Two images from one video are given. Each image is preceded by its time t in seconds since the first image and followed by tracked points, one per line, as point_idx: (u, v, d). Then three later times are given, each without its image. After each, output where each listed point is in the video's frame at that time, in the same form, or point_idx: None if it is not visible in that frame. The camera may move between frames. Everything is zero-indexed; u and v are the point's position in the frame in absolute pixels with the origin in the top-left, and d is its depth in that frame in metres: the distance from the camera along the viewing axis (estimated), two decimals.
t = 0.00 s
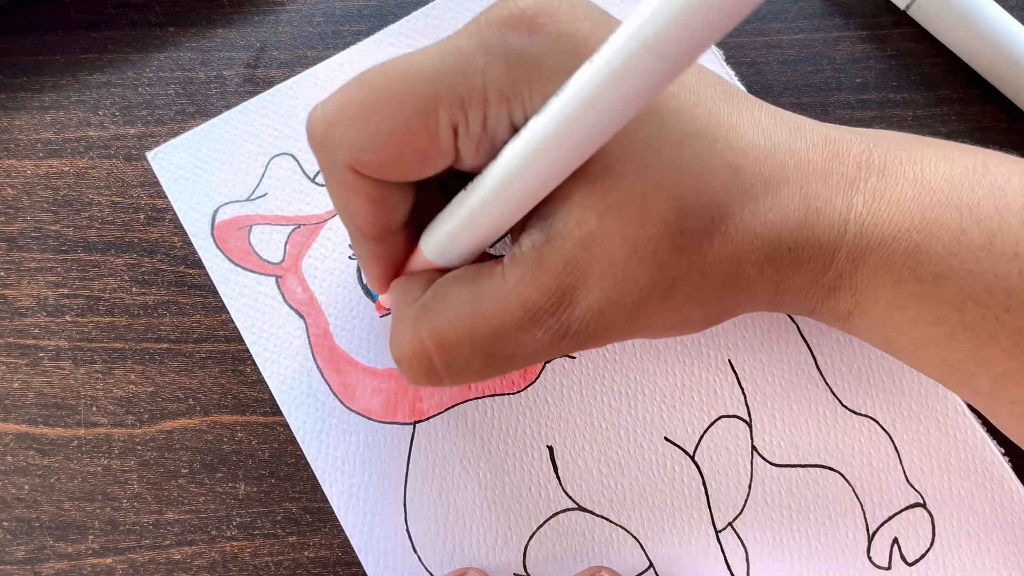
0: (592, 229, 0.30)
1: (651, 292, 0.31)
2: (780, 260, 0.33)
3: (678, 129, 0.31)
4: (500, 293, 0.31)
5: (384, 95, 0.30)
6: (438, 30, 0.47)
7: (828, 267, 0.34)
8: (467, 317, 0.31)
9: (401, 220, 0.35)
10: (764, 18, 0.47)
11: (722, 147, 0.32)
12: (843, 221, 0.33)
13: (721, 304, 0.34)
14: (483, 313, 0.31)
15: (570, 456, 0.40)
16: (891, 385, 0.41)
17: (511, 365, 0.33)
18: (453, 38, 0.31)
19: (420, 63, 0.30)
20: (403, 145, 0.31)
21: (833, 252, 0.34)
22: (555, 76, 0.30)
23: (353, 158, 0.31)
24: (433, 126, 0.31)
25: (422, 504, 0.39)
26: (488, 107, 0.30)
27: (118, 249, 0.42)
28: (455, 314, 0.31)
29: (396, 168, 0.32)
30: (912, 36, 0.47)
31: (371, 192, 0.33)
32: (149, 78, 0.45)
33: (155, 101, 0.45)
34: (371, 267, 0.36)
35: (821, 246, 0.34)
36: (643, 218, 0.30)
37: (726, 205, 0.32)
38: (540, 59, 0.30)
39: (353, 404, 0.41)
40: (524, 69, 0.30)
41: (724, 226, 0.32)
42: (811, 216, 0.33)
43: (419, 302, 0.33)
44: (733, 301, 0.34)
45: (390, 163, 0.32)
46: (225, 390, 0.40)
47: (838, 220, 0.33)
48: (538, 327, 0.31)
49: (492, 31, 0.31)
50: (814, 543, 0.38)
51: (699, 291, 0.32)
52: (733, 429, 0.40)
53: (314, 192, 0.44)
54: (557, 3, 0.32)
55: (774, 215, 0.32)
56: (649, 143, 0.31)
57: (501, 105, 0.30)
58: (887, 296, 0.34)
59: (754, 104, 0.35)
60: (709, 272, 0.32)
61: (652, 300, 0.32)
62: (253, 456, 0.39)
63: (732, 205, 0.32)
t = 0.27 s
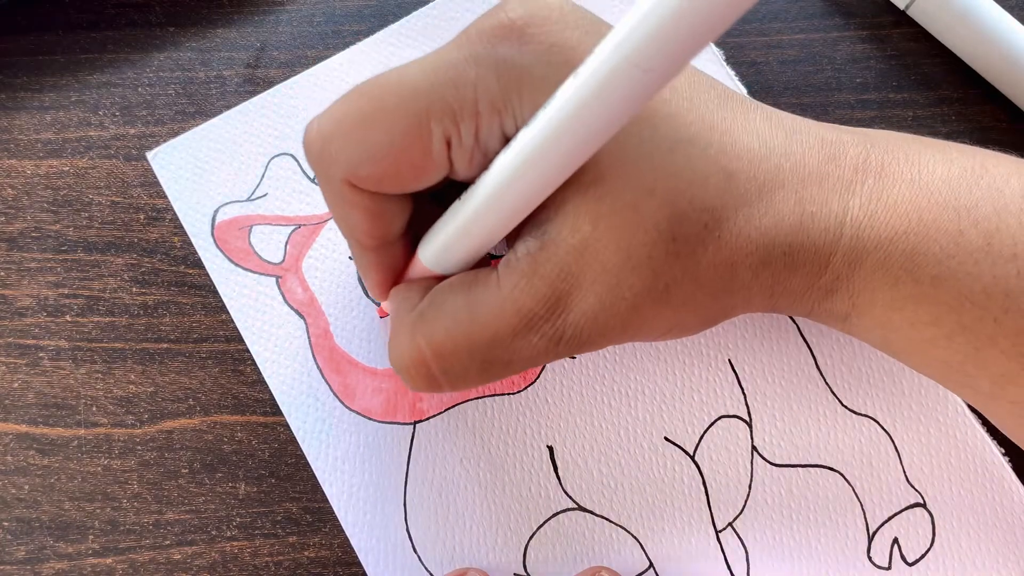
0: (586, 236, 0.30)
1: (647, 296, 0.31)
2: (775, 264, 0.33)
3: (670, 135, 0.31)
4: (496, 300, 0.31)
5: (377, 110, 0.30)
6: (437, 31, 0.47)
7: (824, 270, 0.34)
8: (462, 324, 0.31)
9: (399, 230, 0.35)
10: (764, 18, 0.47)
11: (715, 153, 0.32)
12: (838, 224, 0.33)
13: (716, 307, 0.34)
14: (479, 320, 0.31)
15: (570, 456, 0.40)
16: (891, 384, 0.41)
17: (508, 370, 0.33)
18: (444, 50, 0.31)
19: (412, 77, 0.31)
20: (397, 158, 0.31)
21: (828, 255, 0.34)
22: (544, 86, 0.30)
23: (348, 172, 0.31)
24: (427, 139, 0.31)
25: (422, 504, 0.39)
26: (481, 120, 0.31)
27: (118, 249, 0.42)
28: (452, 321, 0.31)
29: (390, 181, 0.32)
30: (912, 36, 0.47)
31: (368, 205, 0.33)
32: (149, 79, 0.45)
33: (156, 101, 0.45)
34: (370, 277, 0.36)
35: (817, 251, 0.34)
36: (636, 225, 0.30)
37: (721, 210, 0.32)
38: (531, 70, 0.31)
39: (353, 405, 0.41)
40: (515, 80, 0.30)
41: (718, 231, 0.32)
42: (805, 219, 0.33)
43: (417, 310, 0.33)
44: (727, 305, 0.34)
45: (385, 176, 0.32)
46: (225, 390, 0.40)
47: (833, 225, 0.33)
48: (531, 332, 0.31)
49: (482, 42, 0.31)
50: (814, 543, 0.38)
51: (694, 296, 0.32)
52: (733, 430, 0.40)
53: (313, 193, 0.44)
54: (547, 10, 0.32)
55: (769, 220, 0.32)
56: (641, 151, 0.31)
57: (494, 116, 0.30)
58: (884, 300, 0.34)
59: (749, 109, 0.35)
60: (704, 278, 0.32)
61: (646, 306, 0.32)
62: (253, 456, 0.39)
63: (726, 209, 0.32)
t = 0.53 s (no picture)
0: (575, 235, 0.30)
1: (633, 296, 0.32)
2: (762, 265, 0.34)
3: (667, 136, 0.31)
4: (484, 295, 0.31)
5: (368, 102, 0.30)
6: (437, 31, 0.47)
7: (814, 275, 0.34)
8: (451, 314, 0.31)
9: (388, 220, 0.35)
10: (764, 18, 0.47)
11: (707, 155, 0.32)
12: (830, 230, 0.33)
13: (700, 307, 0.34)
14: (467, 314, 0.31)
15: (570, 456, 0.40)
16: (891, 384, 0.41)
17: (496, 362, 0.33)
18: (438, 45, 0.31)
19: (405, 70, 0.31)
20: (387, 151, 0.31)
21: (819, 261, 0.34)
22: (536, 85, 0.30)
23: (339, 163, 0.32)
24: (417, 134, 0.31)
25: (422, 504, 0.39)
26: (471, 116, 0.30)
27: (118, 249, 0.42)
28: (441, 315, 0.31)
29: (380, 173, 0.32)
30: (912, 36, 0.47)
31: (357, 195, 0.33)
32: (149, 79, 0.45)
33: (155, 101, 0.45)
34: (360, 266, 0.36)
35: (808, 253, 0.34)
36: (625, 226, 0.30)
37: (711, 211, 0.32)
38: (524, 69, 0.30)
39: (353, 405, 0.41)
40: (507, 77, 0.30)
41: (708, 231, 0.32)
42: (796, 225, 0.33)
43: (405, 304, 0.33)
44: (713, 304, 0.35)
45: (375, 168, 0.32)
46: (225, 390, 0.40)
47: (825, 228, 0.33)
48: (519, 326, 0.31)
49: (478, 38, 0.31)
50: (814, 543, 0.38)
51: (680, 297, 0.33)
52: (733, 430, 0.40)
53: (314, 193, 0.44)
54: (545, 9, 0.32)
55: (760, 223, 0.33)
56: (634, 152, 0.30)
57: (484, 112, 0.30)
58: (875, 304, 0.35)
59: (743, 110, 0.35)
60: (691, 276, 0.32)
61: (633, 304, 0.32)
62: (253, 456, 0.39)
63: (717, 210, 0.32)
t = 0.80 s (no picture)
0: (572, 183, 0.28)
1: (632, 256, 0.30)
2: (782, 237, 0.31)
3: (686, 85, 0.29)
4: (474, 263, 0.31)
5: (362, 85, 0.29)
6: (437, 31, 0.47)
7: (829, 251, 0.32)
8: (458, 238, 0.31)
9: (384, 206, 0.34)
10: (764, 18, 0.47)
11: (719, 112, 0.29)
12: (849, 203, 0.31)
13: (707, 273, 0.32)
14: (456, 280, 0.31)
15: (570, 456, 0.40)
16: (892, 384, 0.41)
17: (504, 296, 0.33)
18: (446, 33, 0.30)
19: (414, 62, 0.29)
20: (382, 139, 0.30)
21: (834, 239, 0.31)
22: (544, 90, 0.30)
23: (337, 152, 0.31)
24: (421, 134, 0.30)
25: (422, 504, 0.39)
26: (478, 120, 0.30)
27: (118, 249, 0.42)
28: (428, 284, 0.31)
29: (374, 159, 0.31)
30: (912, 36, 0.47)
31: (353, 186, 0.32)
32: (149, 79, 0.45)
33: (155, 102, 0.45)
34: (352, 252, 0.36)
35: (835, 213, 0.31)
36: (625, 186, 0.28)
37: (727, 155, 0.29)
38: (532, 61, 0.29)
39: (352, 405, 0.40)
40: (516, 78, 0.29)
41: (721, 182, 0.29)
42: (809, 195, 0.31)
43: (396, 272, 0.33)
44: (720, 281, 0.33)
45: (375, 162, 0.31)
46: (225, 390, 0.40)
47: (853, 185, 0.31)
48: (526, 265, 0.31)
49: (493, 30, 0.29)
50: (813, 544, 0.39)
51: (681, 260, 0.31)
52: (733, 430, 0.40)
53: (314, 192, 0.44)
54: None
55: (785, 175, 0.30)
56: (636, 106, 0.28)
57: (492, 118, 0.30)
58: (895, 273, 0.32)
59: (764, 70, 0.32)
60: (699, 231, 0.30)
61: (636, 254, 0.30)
62: (253, 456, 0.39)
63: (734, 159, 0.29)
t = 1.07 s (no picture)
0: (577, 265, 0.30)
1: (624, 333, 0.32)
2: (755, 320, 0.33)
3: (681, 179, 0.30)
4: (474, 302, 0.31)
5: (384, 88, 0.29)
6: (437, 31, 0.47)
7: (811, 326, 0.34)
8: (437, 320, 0.31)
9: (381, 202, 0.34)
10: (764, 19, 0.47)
11: (719, 203, 0.31)
12: (833, 284, 0.33)
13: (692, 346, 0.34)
14: (456, 318, 0.31)
15: (570, 455, 0.40)
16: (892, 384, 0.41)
17: (473, 372, 0.34)
18: (468, 38, 0.30)
19: (430, 60, 0.29)
20: (396, 140, 0.30)
21: (816, 315, 0.33)
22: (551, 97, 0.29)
23: (345, 140, 0.31)
24: (428, 129, 0.30)
25: (422, 503, 0.39)
26: (486, 122, 0.30)
27: (118, 249, 0.42)
28: (427, 316, 0.31)
29: (386, 159, 0.31)
30: (912, 36, 0.47)
31: (355, 173, 0.32)
32: (149, 79, 0.45)
33: (156, 101, 0.45)
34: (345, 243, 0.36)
35: (808, 303, 0.33)
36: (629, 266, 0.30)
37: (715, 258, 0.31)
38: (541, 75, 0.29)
39: (353, 405, 0.40)
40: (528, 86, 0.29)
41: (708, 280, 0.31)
42: (800, 278, 0.33)
43: (392, 295, 0.33)
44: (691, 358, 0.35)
45: (380, 152, 0.31)
46: (225, 390, 0.40)
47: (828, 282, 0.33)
48: (505, 348, 0.32)
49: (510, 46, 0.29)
50: (814, 544, 0.39)
51: (673, 337, 0.33)
52: (733, 429, 0.40)
53: (314, 192, 0.44)
54: (582, 28, 0.31)
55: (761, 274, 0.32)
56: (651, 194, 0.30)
57: (499, 121, 0.30)
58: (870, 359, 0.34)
59: (762, 154, 0.33)
60: (685, 323, 0.32)
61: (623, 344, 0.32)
62: (253, 456, 0.39)
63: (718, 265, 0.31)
